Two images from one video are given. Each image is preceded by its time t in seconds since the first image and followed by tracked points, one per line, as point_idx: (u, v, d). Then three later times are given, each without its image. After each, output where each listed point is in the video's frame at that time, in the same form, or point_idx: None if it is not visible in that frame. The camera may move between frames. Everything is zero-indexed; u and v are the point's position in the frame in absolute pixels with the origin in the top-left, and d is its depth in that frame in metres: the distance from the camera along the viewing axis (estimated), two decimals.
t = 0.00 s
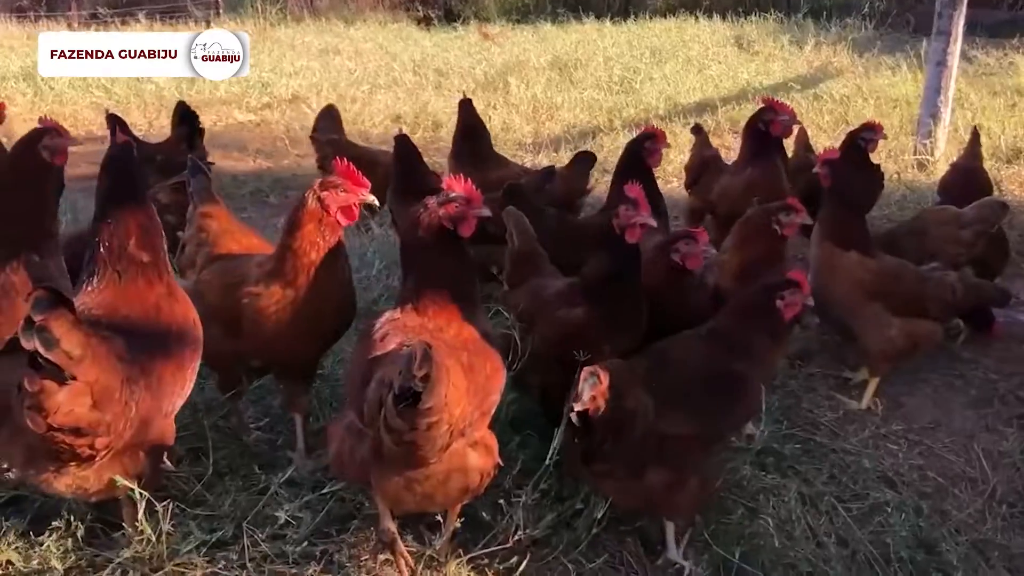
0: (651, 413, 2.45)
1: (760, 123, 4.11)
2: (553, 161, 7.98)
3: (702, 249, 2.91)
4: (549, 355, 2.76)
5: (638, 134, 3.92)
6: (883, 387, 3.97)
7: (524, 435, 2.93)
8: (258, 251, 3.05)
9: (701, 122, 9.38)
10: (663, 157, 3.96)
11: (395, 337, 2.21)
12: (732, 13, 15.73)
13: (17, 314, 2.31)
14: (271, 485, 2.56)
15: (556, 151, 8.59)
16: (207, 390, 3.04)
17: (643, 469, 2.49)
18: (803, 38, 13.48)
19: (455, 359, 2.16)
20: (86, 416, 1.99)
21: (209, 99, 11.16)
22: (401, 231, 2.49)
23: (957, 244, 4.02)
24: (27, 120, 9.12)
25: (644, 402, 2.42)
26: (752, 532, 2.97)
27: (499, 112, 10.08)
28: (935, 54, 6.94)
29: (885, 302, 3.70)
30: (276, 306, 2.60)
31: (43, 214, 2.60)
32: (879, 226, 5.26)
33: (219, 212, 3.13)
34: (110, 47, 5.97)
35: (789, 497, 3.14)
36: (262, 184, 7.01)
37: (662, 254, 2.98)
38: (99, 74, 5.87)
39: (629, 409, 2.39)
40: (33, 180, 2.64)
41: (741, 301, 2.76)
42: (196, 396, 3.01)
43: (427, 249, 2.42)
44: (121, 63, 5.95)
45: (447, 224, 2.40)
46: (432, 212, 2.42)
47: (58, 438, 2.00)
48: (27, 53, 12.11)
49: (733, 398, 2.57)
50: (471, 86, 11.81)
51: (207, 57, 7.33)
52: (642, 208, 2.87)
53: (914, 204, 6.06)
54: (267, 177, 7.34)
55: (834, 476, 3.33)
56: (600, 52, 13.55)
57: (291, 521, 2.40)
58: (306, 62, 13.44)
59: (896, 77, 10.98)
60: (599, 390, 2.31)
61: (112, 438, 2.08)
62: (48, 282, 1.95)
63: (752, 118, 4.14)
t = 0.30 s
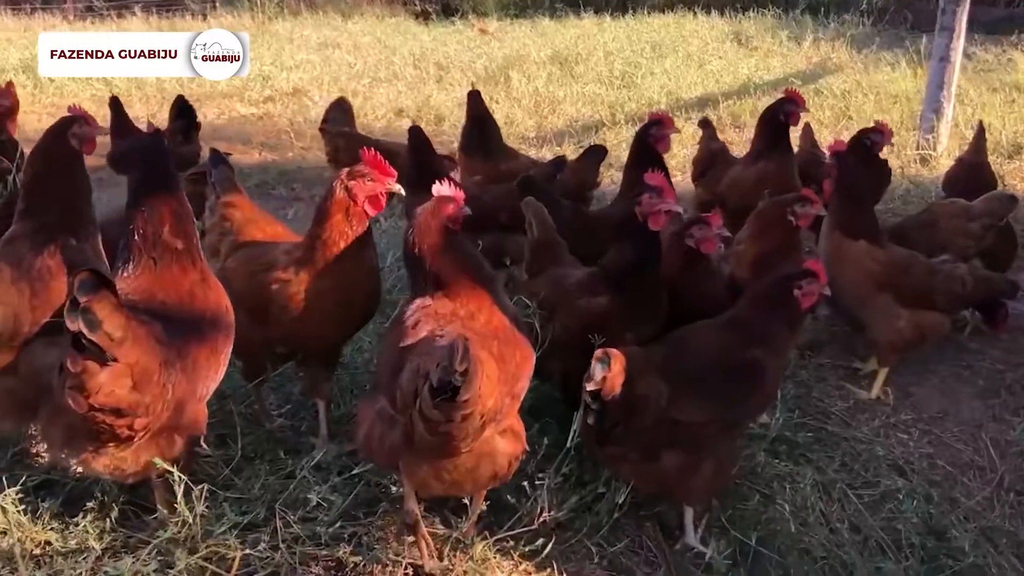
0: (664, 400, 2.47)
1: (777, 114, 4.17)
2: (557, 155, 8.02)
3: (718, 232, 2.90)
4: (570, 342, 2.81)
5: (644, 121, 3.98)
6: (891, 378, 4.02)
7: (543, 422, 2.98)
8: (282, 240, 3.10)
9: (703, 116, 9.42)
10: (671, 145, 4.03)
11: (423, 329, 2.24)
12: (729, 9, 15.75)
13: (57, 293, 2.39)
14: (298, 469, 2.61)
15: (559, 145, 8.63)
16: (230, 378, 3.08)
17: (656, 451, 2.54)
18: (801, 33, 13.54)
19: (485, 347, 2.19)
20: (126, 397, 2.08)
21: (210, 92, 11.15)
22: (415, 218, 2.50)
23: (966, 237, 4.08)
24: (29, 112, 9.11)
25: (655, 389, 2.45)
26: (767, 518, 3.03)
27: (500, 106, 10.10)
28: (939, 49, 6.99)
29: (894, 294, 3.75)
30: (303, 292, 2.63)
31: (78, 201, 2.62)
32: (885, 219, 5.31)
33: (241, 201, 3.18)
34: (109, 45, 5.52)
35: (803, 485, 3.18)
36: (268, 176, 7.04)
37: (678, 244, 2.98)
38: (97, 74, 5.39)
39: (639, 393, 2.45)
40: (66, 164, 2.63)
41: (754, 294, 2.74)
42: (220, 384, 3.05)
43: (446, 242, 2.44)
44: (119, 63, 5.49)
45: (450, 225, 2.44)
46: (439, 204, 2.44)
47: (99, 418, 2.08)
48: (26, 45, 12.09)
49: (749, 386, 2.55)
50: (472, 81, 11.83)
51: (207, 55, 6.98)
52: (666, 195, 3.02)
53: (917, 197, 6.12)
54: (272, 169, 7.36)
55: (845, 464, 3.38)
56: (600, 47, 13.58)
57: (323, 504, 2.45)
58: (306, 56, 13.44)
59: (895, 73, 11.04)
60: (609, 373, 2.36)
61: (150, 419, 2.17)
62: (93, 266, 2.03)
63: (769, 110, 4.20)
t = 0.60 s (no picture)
0: (688, 383, 2.52)
1: (794, 113, 4.23)
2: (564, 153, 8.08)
3: (732, 220, 2.98)
4: (593, 332, 2.87)
5: (660, 119, 4.00)
6: (901, 372, 4.08)
7: (563, 413, 3.04)
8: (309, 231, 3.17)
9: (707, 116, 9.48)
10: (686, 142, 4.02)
11: (458, 318, 2.31)
12: (730, 9, 15.80)
13: (98, 281, 2.46)
14: (330, 457, 2.67)
15: (565, 143, 8.69)
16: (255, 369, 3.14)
17: (679, 436, 2.60)
18: (802, 34, 13.61)
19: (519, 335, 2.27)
20: (170, 382, 2.15)
21: (215, 89, 11.20)
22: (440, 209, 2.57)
23: (974, 235, 4.14)
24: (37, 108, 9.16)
25: (680, 373, 2.51)
26: (784, 508, 3.07)
27: (505, 105, 10.16)
28: (943, 50, 7.05)
29: (903, 289, 3.81)
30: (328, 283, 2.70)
31: (111, 193, 2.65)
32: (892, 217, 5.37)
33: (268, 195, 3.27)
34: (110, 45, 5.63)
35: (819, 476, 3.23)
36: (278, 173, 7.09)
37: (694, 229, 3.05)
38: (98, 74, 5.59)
39: (663, 374, 2.52)
40: (98, 158, 2.65)
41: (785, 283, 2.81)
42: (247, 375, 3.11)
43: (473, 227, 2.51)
44: (119, 64, 5.62)
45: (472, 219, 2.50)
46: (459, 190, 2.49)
47: (145, 404, 2.16)
48: (31, 41, 12.12)
49: (773, 369, 2.59)
50: (475, 79, 11.89)
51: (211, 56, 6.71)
52: (688, 190, 3.13)
53: (922, 197, 6.18)
54: (281, 166, 7.41)
55: (858, 456, 3.42)
56: (602, 47, 13.63)
57: (357, 489, 2.52)
58: (309, 53, 13.48)
59: (896, 74, 11.11)
60: (634, 353, 2.46)
61: (193, 404, 2.25)
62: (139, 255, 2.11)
63: (787, 108, 4.26)
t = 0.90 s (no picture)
0: (713, 375, 2.60)
1: (811, 117, 4.27)
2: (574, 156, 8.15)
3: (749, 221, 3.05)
4: (617, 333, 2.94)
5: (677, 123, 4.03)
6: (913, 373, 4.14)
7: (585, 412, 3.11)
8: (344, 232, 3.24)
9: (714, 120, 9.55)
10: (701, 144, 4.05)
11: (492, 313, 2.38)
12: (734, 13, 15.85)
13: (136, 280, 2.49)
14: (363, 453, 2.74)
15: (574, 146, 8.76)
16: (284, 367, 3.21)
17: (706, 428, 2.67)
18: (806, 38, 13.68)
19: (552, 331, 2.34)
20: (209, 378, 2.23)
21: (225, 93, 11.29)
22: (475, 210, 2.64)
23: (985, 236, 4.21)
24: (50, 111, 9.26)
25: (703, 364, 2.59)
26: (802, 505, 3.13)
27: (514, 109, 10.23)
28: (951, 55, 7.11)
29: (913, 290, 3.87)
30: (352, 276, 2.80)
31: (150, 195, 2.70)
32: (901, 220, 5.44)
33: (294, 199, 3.30)
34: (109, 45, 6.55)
35: (836, 475, 3.29)
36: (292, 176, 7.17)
37: (712, 229, 3.13)
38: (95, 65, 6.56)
39: (689, 368, 2.59)
40: (136, 160, 2.69)
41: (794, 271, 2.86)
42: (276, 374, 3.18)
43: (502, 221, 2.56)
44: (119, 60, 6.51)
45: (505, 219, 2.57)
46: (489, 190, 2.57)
47: (185, 399, 2.24)
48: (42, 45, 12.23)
49: (796, 363, 2.66)
50: (483, 83, 11.97)
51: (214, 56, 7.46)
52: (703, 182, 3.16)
53: (931, 200, 6.25)
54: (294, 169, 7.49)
55: (872, 455, 3.48)
56: (608, 51, 13.71)
57: (392, 483, 2.59)
58: (316, 57, 13.57)
59: (901, 78, 11.17)
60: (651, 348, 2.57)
61: (231, 399, 2.32)
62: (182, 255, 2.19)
63: (803, 112, 4.30)
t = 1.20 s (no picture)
0: (745, 374, 2.72)
1: (829, 125, 4.33)
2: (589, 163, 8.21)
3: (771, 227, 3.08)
4: (648, 341, 3.02)
5: (699, 130, 4.08)
6: (933, 376, 4.18)
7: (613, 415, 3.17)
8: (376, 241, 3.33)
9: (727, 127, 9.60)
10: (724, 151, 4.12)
11: (526, 316, 2.44)
12: (743, 20, 15.87)
13: (179, 286, 2.52)
14: (397, 455, 2.81)
15: (588, 152, 8.82)
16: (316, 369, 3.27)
17: (741, 424, 2.77)
18: (816, 45, 13.72)
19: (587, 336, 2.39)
20: (246, 380, 2.30)
21: (240, 101, 11.38)
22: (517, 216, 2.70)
23: (1004, 241, 4.25)
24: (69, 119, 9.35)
25: (736, 362, 2.73)
26: (827, 506, 3.16)
27: (527, 116, 10.28)
28: (965, 62, 7.14)
29: (930, 294, 3.92)
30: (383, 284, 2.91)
31: (194, 202, 2.77)
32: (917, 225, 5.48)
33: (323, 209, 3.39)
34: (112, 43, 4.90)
35: (858, 478, 3.32)
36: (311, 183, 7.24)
37: (736, 234, 3.18)
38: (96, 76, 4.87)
39: (722, 365, 2.74)
40: (183, 169, 2.76)
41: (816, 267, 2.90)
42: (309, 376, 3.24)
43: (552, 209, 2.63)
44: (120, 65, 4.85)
45: (542, 226, 2.62)
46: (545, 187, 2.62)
47: (222, 398, 2.32)
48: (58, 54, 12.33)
49: (825, 360, 2.74)
50: (495, 90, 12.03)
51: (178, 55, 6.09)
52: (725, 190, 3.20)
53: (946, 205, 6.30)
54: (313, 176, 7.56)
55: (893, 457, 3.51)
56: (619, 58, 13.76)
57: (431, 482, 2.66)
58: (328, 65, 13.65)
59: (913, 85, 11.21)
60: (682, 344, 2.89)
61: (266, 401, 2.39)
62: (222, 258, 2.27)
63: (822, 120, 4.36)
